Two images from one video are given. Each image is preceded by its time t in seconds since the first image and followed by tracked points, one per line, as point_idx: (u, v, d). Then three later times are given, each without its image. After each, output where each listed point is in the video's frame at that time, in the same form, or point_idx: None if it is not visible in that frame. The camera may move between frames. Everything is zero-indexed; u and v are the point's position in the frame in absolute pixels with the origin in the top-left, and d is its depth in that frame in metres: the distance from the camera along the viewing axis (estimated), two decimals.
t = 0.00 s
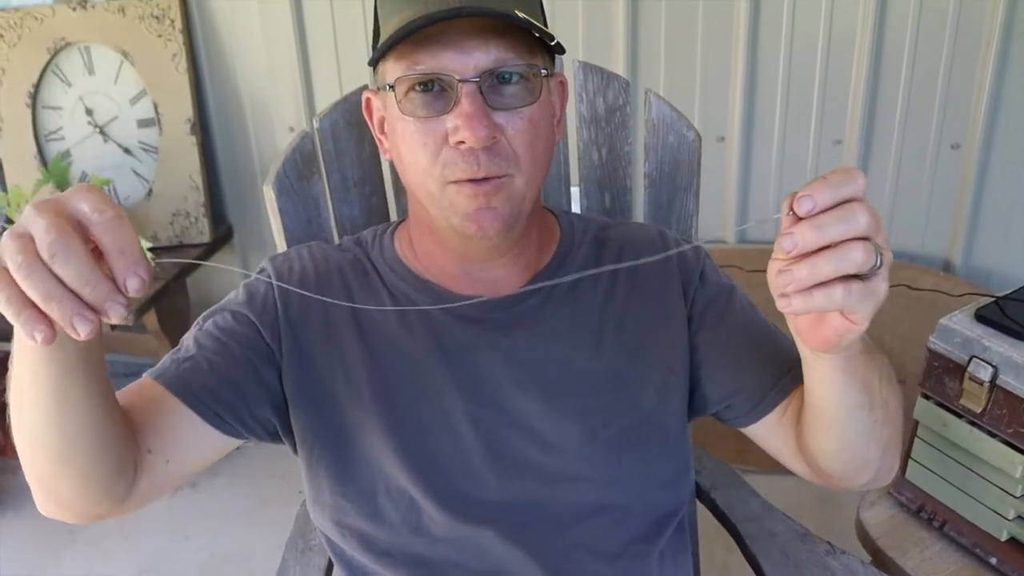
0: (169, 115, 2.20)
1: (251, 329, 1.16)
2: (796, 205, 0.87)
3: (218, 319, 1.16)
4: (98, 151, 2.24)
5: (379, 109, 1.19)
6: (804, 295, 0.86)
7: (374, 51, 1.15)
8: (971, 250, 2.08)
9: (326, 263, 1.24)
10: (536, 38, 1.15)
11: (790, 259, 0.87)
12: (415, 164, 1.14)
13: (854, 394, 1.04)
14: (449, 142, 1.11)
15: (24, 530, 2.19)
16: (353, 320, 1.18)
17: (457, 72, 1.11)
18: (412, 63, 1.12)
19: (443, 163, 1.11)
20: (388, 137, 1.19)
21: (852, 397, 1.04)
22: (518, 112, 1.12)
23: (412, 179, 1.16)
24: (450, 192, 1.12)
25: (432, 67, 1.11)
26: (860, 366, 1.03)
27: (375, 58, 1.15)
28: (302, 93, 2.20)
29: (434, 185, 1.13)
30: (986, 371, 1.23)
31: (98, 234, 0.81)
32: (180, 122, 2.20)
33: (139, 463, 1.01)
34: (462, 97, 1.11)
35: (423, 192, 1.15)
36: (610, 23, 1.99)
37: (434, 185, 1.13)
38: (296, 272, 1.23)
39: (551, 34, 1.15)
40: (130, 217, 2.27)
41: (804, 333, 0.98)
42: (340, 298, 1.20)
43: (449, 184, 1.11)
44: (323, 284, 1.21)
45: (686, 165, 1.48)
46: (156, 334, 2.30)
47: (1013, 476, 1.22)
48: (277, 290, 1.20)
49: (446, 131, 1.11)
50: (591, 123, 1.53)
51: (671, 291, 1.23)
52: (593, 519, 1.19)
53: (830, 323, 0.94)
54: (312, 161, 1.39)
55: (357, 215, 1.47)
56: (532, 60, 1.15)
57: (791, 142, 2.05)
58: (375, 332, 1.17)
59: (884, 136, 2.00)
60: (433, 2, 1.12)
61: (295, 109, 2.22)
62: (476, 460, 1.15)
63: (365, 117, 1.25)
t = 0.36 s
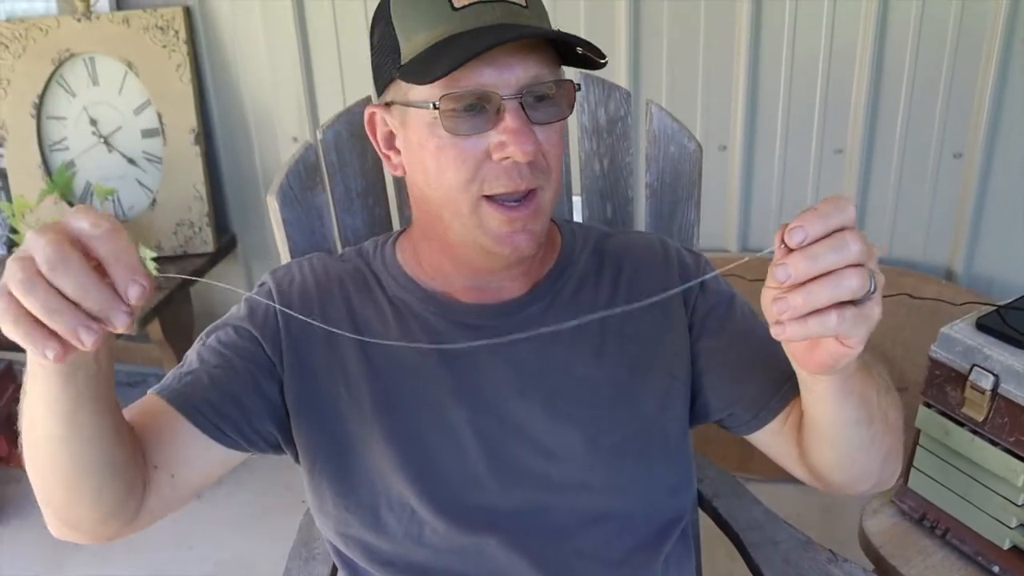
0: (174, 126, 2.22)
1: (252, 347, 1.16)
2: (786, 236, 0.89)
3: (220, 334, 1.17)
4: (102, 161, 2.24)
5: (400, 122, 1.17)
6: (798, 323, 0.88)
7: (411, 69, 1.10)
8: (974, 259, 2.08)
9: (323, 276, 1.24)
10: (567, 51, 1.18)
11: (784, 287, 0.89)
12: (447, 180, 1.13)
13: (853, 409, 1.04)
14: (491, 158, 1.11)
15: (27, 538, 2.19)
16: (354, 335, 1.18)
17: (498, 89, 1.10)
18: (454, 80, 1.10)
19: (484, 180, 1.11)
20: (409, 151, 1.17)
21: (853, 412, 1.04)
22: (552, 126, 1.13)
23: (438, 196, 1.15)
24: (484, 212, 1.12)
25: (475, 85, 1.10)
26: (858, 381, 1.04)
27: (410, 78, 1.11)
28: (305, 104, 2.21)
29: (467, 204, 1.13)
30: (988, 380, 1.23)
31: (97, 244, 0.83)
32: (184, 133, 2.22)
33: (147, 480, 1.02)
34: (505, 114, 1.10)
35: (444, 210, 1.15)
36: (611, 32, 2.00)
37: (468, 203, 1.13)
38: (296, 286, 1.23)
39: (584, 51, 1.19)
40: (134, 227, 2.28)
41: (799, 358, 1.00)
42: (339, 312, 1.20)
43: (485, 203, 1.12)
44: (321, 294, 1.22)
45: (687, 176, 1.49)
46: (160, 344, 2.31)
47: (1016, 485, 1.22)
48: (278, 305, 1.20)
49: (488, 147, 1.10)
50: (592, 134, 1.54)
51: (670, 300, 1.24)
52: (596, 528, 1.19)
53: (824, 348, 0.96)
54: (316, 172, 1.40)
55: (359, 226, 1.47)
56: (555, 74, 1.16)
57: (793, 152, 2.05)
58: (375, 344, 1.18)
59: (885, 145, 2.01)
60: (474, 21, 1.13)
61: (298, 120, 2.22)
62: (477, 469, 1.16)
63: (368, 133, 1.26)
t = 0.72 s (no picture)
0: (177, 147, 2.23)
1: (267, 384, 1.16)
2: (781, 288, 0.92)
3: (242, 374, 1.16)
4: (106, 184, 2.27)
5: (401, 151, 1.18)
6: (794, 371, 0.92)
7: (411, 101, 1.12)
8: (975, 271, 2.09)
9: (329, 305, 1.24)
10: (564, 80, 1.20)
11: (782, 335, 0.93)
12: (444, 209, 1.14)
13: (841, 451, 1.08)
14: (490, 187, 1.12)
15: (36, 558, 2.21)
16: (365, 364, 1.19)
17: (497, 120, 1.12)
18: (454, 111, 1.12)
19: (484, 209, 1.12)
20: (408, 179, 1.19)
21: (842, 451, 1.08)
22: (551, 156, 1.14)
23: (437, 225, 1.16)
24: (484, 238, 1.13)
25: (473, 115, 1.12)
26: (847, 423, 1.07)
27: (409, 111, 1.12)
28: (307, 125, 2.21)
29: (465, 232, 1.14)
30: (988, 394, 1.24)
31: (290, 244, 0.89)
32: (189, 156, 2.23)
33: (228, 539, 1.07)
34: (503, 144, 1.12)
35: (444, 238, 1.16)
36: (610, 48, 2.03)
37: (467, 231, 1.14)
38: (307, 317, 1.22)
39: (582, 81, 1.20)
40: (139, 247, 2.30)
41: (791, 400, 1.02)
42: (351, 341, 1.20)
43: (484, 229, 1.13)
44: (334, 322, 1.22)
45: (686, 195, 1.50)
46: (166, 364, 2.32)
47: (1017, 497, 1.22)
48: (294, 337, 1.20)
49: (486, 177, 1.12)
50: (592, 155, 1.55)
51: (675, 329, 1.26)
52: (600, 550, 1.21)
53: (816, 393, 0.99)
54: (319, 198, 1.42)
55: (363, 249, 1.48)
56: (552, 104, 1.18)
57: (793, 165, 2.07)
58: (387, 374, 1.19)
59: (884, 158, 2.02)
60: (474, 49, 1.13)
61: (301, 141, 2.23)
62: (484, 496, 1.17)
63: (369, 160, 1.27)
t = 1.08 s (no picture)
0: (146, 110, 2.22)
1: (242, 381, 1.15)
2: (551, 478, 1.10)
3: (229, 379, 1.16)
4: (73, 144, 2.26)
5: (432, 157, 1.11)
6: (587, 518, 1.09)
7: (484, 139, 1.06)
8: (934, 249, 2.14)
9: (298, 285, 1.19)
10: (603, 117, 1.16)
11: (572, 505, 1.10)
12: (474, 227, 1.11)
13: (676, 509, 1.22)
14: (526, 217, 1.09)
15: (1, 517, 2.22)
16: (336, 343, 1.18)
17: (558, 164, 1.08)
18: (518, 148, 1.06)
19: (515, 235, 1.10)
20: (433, 182, 1.12)
21: (674, 514, 1.22)
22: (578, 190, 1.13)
23: (454, 231, 1.13)
24: (501, 254, 1.13)
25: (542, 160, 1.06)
26: (677, 488, 1.21)
27: (484, 149, 1.06)
28: (277, 90, 2.21)
29: (481, 247, 1.12)
30: (936, 371, 1.27)
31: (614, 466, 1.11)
32: (157, 117, 2.23)
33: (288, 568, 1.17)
34: (553, 182, 1.09)
35: (452, 241, 1.14)
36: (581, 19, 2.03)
37: (486, 246, 1.12)
38: (281, 299, 1.18)
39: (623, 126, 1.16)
40: (106, 209, 2.30)
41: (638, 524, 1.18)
42: (324, 326, 1.18)
43: (504, 247, 1.12)
44: (310, 307, 1.18)
45: (650, 170, 1.52)
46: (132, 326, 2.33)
47: (960, 470, 1.28)
48: (270, 326, 1.17)
49: (526, 207, 1.09)
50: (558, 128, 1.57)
51: (634, 314, 1.28)
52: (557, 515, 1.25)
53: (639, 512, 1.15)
54: (287, 165, 1.41)
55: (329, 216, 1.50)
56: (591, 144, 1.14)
57: (758, 140, 2.09)
58: (359, 353, 1.18)
59: (849, 136, 2.05)
60: (540, 88, 1.10)
61: (271, 106, 2.23)
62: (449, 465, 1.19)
63: (380, 140, 1.17)
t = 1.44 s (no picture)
0: (139, 95, 2.23)
1: (234, 367, 1.16)
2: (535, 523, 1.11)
3: (222, 364, 1.17)
4: (66, 129, 2.26)
5: (464, 188, 1.09)
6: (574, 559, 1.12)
7: (535, 194, 1.03)
8: (921, 240, 2.17)
9: (293, 271, 1.18)
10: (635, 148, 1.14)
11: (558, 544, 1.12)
12: (499, 249, 1.11)
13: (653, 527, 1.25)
14: (550, 243, 1.10)
15: None
16: (331, 336, 1.18)
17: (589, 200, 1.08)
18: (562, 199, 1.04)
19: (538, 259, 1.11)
20: (463, 208, 1.11)
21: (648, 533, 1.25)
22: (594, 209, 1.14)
23: (475, 249, 1.13)
24: (519, 271, 1.13)
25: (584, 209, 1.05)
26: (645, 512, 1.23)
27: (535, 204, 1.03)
28: (270, 75, 2.22)
29: (502, 267, 1.12)
30: (919, 357, 1.29)
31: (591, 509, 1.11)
32: (149, 102, 2.23)
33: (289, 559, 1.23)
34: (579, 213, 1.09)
35: (468, 253, 1.14)
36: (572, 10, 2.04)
37: (506, 265, 1.12)
38: (275, 286, 1.18)
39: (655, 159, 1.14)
40: (99, 194, 2.31)
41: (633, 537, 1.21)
42: (317, 312, 1.18)
43: (524, 266, 1.13)
44: (304, 294, 1.18)
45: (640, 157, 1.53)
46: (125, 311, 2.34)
47: (942, 456, 1.30)
48: (264, 313, 1.17)
49: (550, 236, 1.09)
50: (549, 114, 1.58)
51: (628, 302, 1.28)
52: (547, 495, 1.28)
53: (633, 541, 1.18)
54: (279, 149, 1.42)
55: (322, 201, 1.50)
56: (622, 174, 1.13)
57: (748, 130, 2.11)
58: (352, 340, 1.18)
59: (837, 127, 2.07)
60: (586, 135, 1.07)
61: (264, 91, 2.24)
62: (441, 448, 1.21)
63: (407, 159, 1.13)
